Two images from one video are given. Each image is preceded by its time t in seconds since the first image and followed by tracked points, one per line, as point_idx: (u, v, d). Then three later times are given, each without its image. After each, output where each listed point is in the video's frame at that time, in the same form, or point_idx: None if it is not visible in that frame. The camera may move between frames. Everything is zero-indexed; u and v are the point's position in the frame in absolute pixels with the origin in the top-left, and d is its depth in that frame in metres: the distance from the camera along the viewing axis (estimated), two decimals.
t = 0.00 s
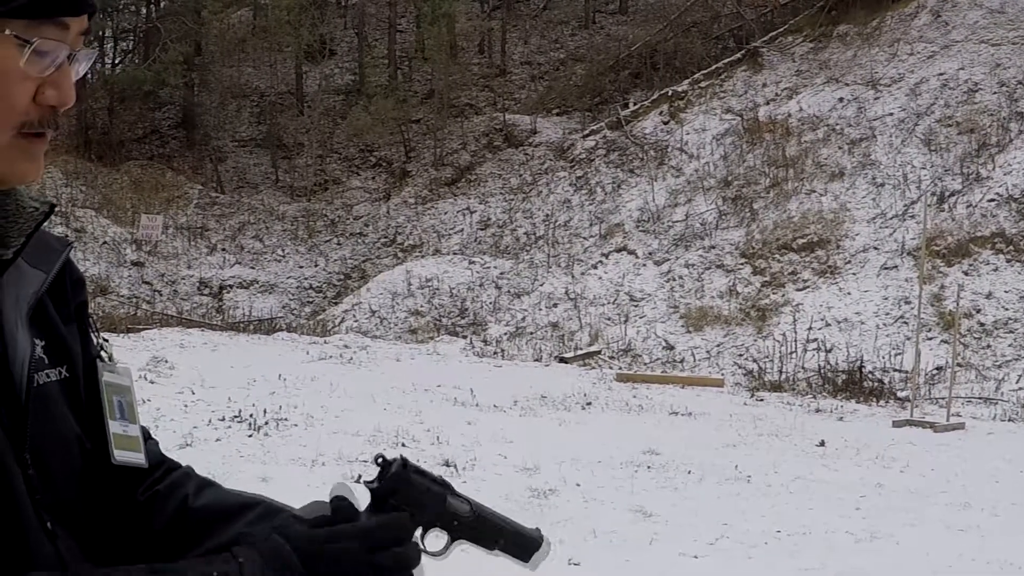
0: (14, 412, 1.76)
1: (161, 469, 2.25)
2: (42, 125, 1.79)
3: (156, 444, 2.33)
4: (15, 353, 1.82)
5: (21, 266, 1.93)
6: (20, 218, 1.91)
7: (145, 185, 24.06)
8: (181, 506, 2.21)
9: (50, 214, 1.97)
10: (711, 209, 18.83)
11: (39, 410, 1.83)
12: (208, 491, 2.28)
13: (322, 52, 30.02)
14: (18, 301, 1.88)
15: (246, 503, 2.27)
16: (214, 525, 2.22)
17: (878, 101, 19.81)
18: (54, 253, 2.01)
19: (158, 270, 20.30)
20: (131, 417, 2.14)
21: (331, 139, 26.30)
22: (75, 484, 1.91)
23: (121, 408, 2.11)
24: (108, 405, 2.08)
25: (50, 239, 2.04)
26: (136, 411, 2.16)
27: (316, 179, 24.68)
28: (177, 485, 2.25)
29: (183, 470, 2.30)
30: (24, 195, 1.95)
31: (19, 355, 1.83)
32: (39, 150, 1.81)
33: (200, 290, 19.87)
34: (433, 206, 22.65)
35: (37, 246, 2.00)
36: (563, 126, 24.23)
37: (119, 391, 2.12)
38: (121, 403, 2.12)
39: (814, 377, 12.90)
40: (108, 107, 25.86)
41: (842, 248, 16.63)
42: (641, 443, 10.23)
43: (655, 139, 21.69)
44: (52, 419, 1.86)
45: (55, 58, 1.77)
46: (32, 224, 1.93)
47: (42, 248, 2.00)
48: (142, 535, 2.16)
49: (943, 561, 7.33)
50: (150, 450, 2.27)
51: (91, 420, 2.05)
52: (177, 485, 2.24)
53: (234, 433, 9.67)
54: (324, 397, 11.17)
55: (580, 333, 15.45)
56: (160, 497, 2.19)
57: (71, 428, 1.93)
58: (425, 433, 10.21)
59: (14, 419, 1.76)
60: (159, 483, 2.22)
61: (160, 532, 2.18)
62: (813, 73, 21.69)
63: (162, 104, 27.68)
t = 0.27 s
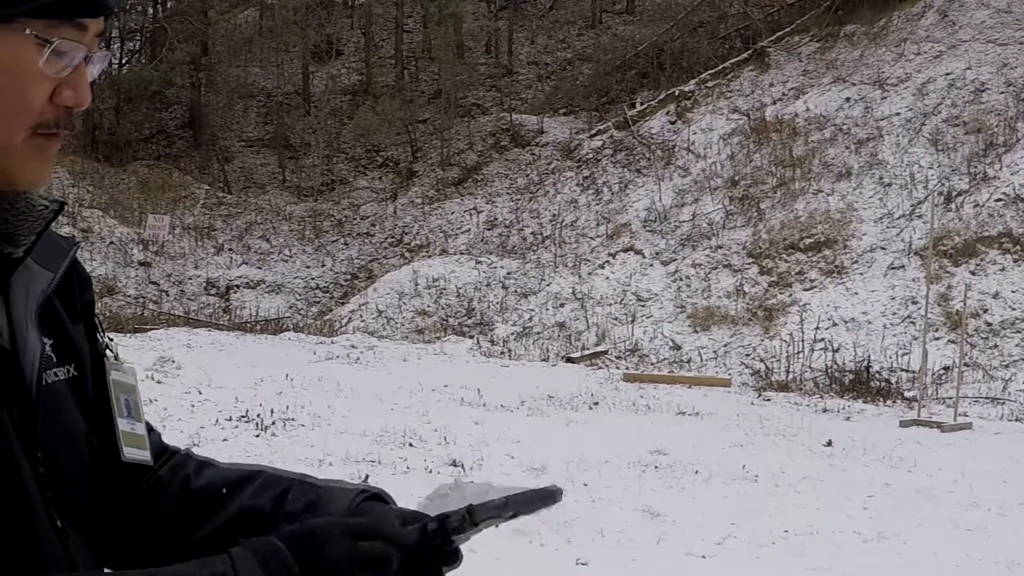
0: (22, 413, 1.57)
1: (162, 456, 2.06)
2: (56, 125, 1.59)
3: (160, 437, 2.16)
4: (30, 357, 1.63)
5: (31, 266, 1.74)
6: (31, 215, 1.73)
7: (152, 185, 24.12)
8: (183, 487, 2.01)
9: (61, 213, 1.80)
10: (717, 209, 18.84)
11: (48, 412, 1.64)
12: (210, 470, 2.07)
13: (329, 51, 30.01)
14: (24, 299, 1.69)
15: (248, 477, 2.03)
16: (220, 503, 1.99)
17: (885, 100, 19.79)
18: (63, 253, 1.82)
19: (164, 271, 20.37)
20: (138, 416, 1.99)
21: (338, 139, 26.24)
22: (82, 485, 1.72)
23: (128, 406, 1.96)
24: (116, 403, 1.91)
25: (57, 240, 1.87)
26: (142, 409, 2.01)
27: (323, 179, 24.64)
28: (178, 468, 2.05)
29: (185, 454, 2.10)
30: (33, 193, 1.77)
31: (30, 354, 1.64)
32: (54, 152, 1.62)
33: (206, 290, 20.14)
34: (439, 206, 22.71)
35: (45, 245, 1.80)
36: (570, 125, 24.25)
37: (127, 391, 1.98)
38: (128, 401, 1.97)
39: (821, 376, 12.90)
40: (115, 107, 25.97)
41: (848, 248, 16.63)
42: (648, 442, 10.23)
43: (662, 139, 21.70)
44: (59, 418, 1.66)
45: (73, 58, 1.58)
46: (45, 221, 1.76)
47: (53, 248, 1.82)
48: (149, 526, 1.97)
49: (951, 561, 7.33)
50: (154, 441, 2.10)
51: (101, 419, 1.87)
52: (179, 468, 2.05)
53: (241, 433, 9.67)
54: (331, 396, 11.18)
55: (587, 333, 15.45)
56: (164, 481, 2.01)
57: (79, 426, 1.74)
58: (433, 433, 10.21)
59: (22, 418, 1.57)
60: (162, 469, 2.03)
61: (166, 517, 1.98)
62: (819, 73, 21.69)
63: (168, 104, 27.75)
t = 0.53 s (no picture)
0: (21, 408, 1.52)
1: (172, 447, 1.85)
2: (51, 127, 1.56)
3: (171, 422, 1.95)
4: (28, 353, 1.56)
5: (31, 262, 1.65)
6: (30, 212, 1.69)
7: (156, 185, 24.15)
8: (194, 482, 1.80)
9: (62, 208, 1.73)
10: (723, 209, 18.84)
11: (48, 409, 1.56)
12: (226, 463, 1.84)
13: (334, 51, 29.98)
14: (25, 294, 1.60)
15: (263, 475, 1.80)
16: (233, 503, 1.77)
17: (890, 101, 19.78)
18: (65, 246, 1.71)
19: (170, 270, 20.41)
20: (142, 404, 1.81)
21: (343, 139, 26.26)
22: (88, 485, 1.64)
23: (131, 395, 1.78)
24: (116, 392, 1.74)
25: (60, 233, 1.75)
26: (148, 397, 1.83)
27: (328, 179, 24.62)
28: (190, 459, 1.84)
29: (198, 442, 1.88)
30: (32, 189, 1.72)
31: (27, 351, 1.55)
32: (51, 153, 1.59)
33: (211, 290, 20.17)
34: (444, 206, 22.72)
35: (45, 240, 1.70)
36: (575, 125, 24.25)
37: (129, 377, 1.79)
38: (130, 390, 1.79)
39: (827, 376, 12.90)
40: (120, 108, 26.03)
41: (854, 248, 16.68)
42: (653, 442, 10.23)
43: (667, 139, 21.71)
44: (58, 414, 1.57)
45: (70, 59, 1.54)
46: (45, 218, 1.69)
47: (55, 242, 1.71)
48: (161, 525, 1.79)
49: (956, 561, 7.32)
50: (162, 428, 1.89)
51: (100, 411, 1.72)
52: (191, 461, 1.84)
53: (246, 432, 9.67)
54: (336, 396, 11.18)
55: (593, 333, 15.47)
56: (175, 476, 1.81)
57: (83, 423, 1.64)
58: (438, 433, 10.22)
59: (22, 415, 1.51)
60: (172, 461, 1.82)
61: (177, 515, 1.79)
62: (825, 73, 21.68)
63: (173, 104, 27.81)
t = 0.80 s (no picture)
0: (19, 403, 1.57)
1: (168, 447, 1.91)
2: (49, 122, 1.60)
3: (168, 422, 2.01)
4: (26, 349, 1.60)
5: (30, 258, 1.69)
6: (29, 208, 1.73)
7: (159, 185, 24.15)
8: (190, 484, 1.86)
9: (60, 205, 1.77)
10: (725, 209, 18.85)
11: (45, 405, 1.61)
12: (221, 467, 1.91)
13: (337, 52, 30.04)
14: (22, 292, 1.64)
15: (258, 481, 1.87)
16: (229, 507, 1.83)
17: (892, 101, 19.80)
18: (64, 242, 1.76)
19: (173, 271, 20.44)
20: (138, 401, 1.85)
21: (347, 139, 26.25)
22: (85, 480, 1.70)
23: (127, 391, 1.82)
24: (111, 389, 1.78)
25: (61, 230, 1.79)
26: (144, 394, 1.87)
27: (330, 179, 24.69)
28: (186, 461, 1.90)
29: (194, 444, 1.95)
30: (31, 186, 1.76)
31: (24, 347, 1.60)
32: (49, 146, 1.62)
33: (214, 290, 20.18)
34: (448, 205, 22.72)
35: (45, 234, 1.73)
36: (578, 125, 24.28)
37: (126, 374, 1.83)
38: (127, 387, 1.83)
39: (828, 376, 12.93)
40: (123, 107, 26.03)
41: (856, 248, 16.70)
42: (655, 442, 10.23)
43: (670, 140, 21.73)
44: (56, 411, 1.63)
45: (68, 56, 1.58)
46: (43, 216, 1.73)
47: (54, 239, 1.75)
48: (155, 525, 1.85)
49: (958, 560, 7.33)
50: (159, 427, 1.95)
51: (95, 406, 1.76)
52: (187, 462, 1.90)
53: (248, 432, 9.68)
54: (338, 396, 11.19)
55: (595, 333, 15.47)
56: (171, 478, 1.86)
57: (79, 420, 1.69)
58: (439, 433, 10.23)
59: (19, 411, 1.57)
60: (168, 463, 1.88)
61: (173, 515, 1.85)
62: (827, 74, 21.72)
63: (176, 104, 27.81)
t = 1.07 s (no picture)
0: (16, 395, 1.47)
1: (165, 440, 1.88)
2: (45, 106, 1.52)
3: (164, 415, 1.98)
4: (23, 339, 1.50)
5: (26, 247, 1.61)
6: (26, 199, 1.62)
7: (161, 184, 24.16)
8: (187, 478, 1.84)
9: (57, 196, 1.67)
10: (727, 208, 18.85)
11: (42, 396, 1.53)
12: (219, 460, 1.89)
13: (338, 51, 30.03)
14: (19, 280, 1.56)
15: (257, 475, 1.86)
16: (226, 502, 1.81)
17: (894, 100, 19.79)
18: (62, 233, 1.69)
19: (174, 270, 20.46)
20: (137, 392, 1.81)
21: (348, 139, 26.32)
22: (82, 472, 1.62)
23: (125, 383, 1.78)
24: (110, 381, 1.73)
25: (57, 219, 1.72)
26: (142, 385, 1.83)
27: (332, 178, 24.84)
28: (184, 455, 1.87)
29: (192, 437, 1.93)
30: (29, 175, 1.65)
31: (21, 336, 1.50)
32: (46, 132, 1.54)
33: (216, 289, 20.19)
34: (449, 205, 22.76)
35: (43, 226, 1.67)
36: (579, 125, 24.31)
37: (124, 366, 1.79)
38: (125, 378, 1.78)
39: (830, 375, 12.92)
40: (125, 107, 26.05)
41: (858, 247, 16.68)
42: (656, 441, 10.23)
43: (671, 139, 21.74)
44: (54, 403, 1.55)
45: (53, 33, 1.53)
46: (39, 205, 1.63)
47: (51, 228, 1.69)
48: (151, 520, 1.81)
49: (959, 558, 7.33)
50: (156, 419, 1.92)
51: (93, 397, 1.70)
52: (185, 456, 1.87)
53: (249, 431, 9.67)
54: (340, 395, 11.18)
55: (597, 332, 15.47)
56: (169, 472, 1.83)
57: (77, 411, 1.62)
58: (441, 432, 10.22)
59: (17, 402, 1.47)
60: (165, 456, 1.85)
61: (170, 510, 1.82)
62: (829, 73, 21.73)
63: (178, 104, 27.90)
